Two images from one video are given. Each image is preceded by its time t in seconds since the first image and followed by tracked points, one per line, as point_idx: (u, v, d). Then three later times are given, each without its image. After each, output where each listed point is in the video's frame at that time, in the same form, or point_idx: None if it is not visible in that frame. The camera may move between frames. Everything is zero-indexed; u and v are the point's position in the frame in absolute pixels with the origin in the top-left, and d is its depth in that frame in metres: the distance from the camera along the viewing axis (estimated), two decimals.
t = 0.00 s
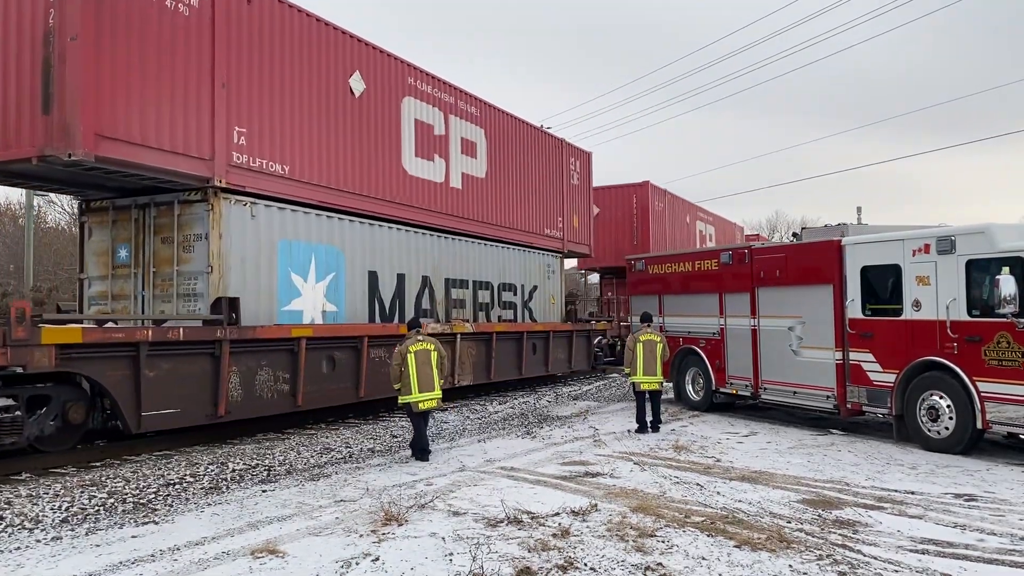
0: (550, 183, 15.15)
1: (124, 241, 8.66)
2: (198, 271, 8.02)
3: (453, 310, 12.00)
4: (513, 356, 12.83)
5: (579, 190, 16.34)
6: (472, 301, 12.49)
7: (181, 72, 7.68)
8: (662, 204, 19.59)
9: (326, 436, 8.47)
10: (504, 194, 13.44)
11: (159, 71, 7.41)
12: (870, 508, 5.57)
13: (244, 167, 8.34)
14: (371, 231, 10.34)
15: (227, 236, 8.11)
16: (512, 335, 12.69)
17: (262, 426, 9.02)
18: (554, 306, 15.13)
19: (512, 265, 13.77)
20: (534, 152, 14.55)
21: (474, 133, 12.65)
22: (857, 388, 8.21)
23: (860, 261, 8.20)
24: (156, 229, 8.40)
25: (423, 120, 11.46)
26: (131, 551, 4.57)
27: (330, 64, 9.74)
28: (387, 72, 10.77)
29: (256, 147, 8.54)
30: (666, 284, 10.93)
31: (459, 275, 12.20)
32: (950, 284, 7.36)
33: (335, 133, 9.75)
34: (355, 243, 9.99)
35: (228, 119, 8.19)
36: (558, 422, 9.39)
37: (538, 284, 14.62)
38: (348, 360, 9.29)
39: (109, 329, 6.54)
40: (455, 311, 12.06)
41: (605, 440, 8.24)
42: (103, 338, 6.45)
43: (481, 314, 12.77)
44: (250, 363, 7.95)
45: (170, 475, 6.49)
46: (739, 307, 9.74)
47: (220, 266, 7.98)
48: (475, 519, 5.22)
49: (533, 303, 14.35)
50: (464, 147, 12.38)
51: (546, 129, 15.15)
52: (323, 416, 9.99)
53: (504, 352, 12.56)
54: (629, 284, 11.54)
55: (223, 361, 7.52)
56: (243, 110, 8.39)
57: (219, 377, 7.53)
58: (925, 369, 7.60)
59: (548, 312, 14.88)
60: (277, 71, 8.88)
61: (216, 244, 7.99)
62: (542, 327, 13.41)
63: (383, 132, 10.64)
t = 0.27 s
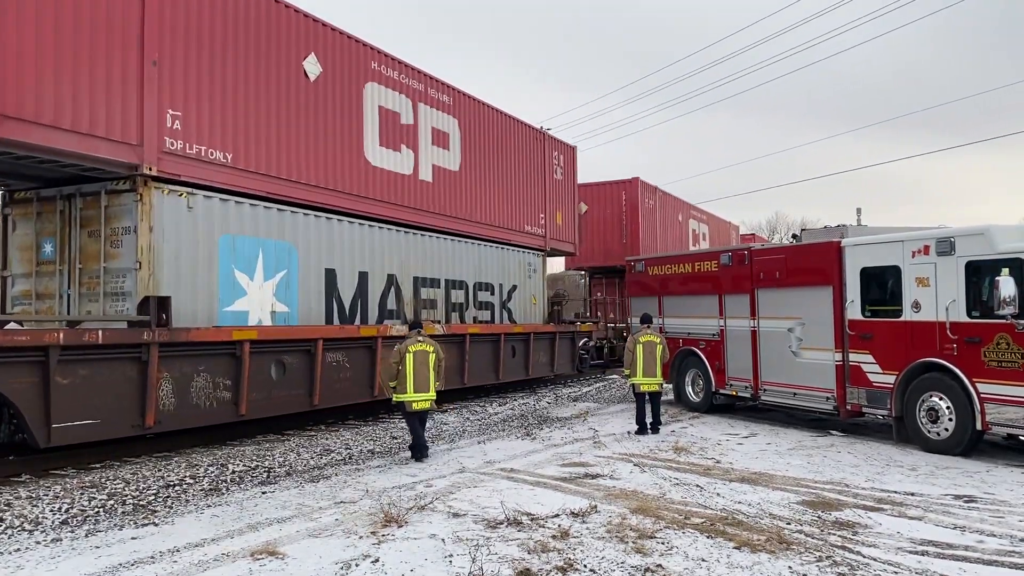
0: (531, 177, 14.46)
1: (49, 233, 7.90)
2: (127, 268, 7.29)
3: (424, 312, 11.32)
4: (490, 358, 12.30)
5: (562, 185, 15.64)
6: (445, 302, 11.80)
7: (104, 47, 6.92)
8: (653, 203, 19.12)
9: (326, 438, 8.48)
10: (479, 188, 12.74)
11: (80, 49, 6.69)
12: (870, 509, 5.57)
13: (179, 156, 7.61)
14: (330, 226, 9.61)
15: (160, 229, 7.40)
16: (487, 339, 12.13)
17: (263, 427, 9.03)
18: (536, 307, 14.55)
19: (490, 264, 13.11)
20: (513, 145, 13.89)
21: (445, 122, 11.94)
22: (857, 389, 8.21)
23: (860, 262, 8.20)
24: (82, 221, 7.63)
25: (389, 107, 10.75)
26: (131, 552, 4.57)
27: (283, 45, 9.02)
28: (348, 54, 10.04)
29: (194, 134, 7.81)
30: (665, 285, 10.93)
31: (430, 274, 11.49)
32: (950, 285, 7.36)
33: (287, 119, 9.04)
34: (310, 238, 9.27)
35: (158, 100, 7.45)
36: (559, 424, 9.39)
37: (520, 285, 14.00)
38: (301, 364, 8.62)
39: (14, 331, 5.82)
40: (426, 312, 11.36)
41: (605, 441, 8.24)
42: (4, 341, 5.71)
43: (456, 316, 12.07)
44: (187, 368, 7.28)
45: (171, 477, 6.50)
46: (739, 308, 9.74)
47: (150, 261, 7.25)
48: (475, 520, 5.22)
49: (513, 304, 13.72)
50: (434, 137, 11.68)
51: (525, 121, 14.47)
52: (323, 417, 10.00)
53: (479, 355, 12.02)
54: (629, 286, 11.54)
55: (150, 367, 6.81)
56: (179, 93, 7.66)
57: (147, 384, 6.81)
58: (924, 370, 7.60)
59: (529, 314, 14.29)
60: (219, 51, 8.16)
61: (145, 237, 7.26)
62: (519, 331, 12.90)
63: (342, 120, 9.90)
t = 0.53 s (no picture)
0: (509, 172, 14.07)
1: None
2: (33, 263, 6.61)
3: (386, 312, 10.77)
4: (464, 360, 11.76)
5: (542, 180, 15.31)
6: (410, 301, 11.28)
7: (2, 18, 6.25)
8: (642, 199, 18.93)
9: (326, 439, 8.48)
10: (450, 182, 12.30)
11: None
12: (869, 511, 5.57)
13: (99, 140, 6.99)
14: (277, 219, 9.04)
15: (72, 219, 6.76)
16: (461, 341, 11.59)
17: (262, 429, 9.03)
18: (514, 309, 14.15)
19: (461, 261, 12.69)
20: (489, 138, 13.48)
21: (411, 110, 11.40)
22: (857, 391, 8.21)
23: (860, 264, 8.20)
24: None
25: (350, 94, 10.22)
26: (131, 554, 4.57)
27: (221, 23, 8.39)
28: (300, 34, 9.43)
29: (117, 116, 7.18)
30: (665, 287, 10.94)
31: (392, 272, 10.94)
32: (949, 287, 7.36)
33: (229, 104, 8.45)
34: (251, 232, 8.64)
35: (70, 77, 6.78)
36: (558, 425, 9.39)
37: (496, 284, 13.63)
38: (242, 370, 7.88)
39: None
40: (389, 313, 10.83)
41: (605, 443, 8.25)
42: None
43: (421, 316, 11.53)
44: (102, 376, 6.56)
45: (170, 478, 6.49)
46: (739, 310, 9.74)
47: (59, 256, 6.59)
48: (475, 522, 5.22)
49: (487, 304, 13.21)
50: (398, 126, 11.13)
51: (502, 112, 14.03)
52: (322, 419, 10.00)
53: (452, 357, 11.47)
54: (629, 287, 11.54)
55: (58, 372, 6.10)
56: (92, 69, 6.96)
57: (54, 392, 6.11)
58: (924, 372, 7.61)
59: (505, 315, 13.91)
60: (146, 26, 7.52)
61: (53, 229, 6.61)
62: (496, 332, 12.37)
63: (292, 104, 9.29)
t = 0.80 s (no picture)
0: (487, 166, 13.68)
1: None
2: None
3: (348, 312, 10.28)
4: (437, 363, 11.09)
5: (525, 175, 14.90)
6: (376, 300, 10.81)
7: None
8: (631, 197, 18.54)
9: (325, 441, 8.48)
10: (421, 175, 11.91)
11: None
12: (870, 513, 5.56)
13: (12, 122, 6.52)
14: (223, 210, 8.57)
15: None
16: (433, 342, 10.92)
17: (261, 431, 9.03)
18: (493, 310, 13.67)
19: (435, 258, 12.20)
20: (466, 130, 13.09)
21: (377, 98, 10.99)
22: (857, 392, 8.21)
23: (860, 266, 8.20)
24: None
25: (311, 80, 9.81)
26: (130, 555, 4.57)
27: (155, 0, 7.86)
28: (249, 14, 8.98)
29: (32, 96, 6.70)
30: (665, 288, 10.94)
31: (355, 270, 10.47)
32: (949, 288, 7.36)
33: (170, 87, 8.00)
34: (191, 225, 8.13)
35: None
36: (558, 427, 9.39)
37: (473, 284, 13.16)
38: (181, 375, 7.22)
39: None
40: (352, 314, 10.38)
41: (604, 444, 8.25)
42: None
43: (388, 316, 11.03)
44: (11, 384, 5.91)
45: (170, 480, 6.49)
46: (738, 311, 9.75)
47: None
48: (474, 523, 5.22)
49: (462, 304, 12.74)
50: (363, 114, 10.70)
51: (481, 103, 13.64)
52: (322, 420, 10.00)
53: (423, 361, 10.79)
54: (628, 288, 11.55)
55: None
56: None
57: None
58: (924, 373, 7.61)
59: (483, 317, 13.43)
60: None
61: None
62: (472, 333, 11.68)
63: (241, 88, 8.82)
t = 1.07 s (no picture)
0: (463, 158, 12.69)
1: None
2: None
3: (302, 311, 9.30)
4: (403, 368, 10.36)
5: (503, 168, 13.89)
6: (335, 299, 9.87)
7: None
8: (620, 192, 17.56)
9: (325, 442, 8.48)
10: (386, 166, 10.90)
11: None
12: (869, 514, 5.56)
13: None
14: (154, 199, 7.63)
15: None
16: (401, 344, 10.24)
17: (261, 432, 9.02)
18: (466, 310, 12.73)
19: (402, 255, 11.18)
20: (439, 119, 12.09)
21: (338, 81, 9.99)
22: (856, 393, 8.21)
23: (859, 267, 8.20)
24: None
25: (261, 60, 8.81)
26: (129, 557, 4.56)
27: None
28: None
29: None
30: (664, 289, 10.94)
31: (311, 266, 9.54)
32: (948, 289, 7.36)
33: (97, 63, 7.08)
34: (115, 215, 7.22)
35: None
36: (558, 428, 9.39)
37: (445, 283, 12.21)
38: (100, 382, 6.47)
39: None
40: (307, 314, 9.40)
41: (604, 445, 8.24)
42: None
43: (349, 317, 10.08)
44: None
45: (169, 481, 6.49)
46: (737, 312, 9.75)
47: None
48: (474, 524, 5.22)
49: (434, 305, 11.86)
50: (320, 97, 9.69)
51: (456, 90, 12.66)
52: (321, 421, 9.99)
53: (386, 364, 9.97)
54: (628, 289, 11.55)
55: None
56: None
57: None
58: (924, 374, 7.61)
59: (456, 317, 12.46)
60: None
61: None
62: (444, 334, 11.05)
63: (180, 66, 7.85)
